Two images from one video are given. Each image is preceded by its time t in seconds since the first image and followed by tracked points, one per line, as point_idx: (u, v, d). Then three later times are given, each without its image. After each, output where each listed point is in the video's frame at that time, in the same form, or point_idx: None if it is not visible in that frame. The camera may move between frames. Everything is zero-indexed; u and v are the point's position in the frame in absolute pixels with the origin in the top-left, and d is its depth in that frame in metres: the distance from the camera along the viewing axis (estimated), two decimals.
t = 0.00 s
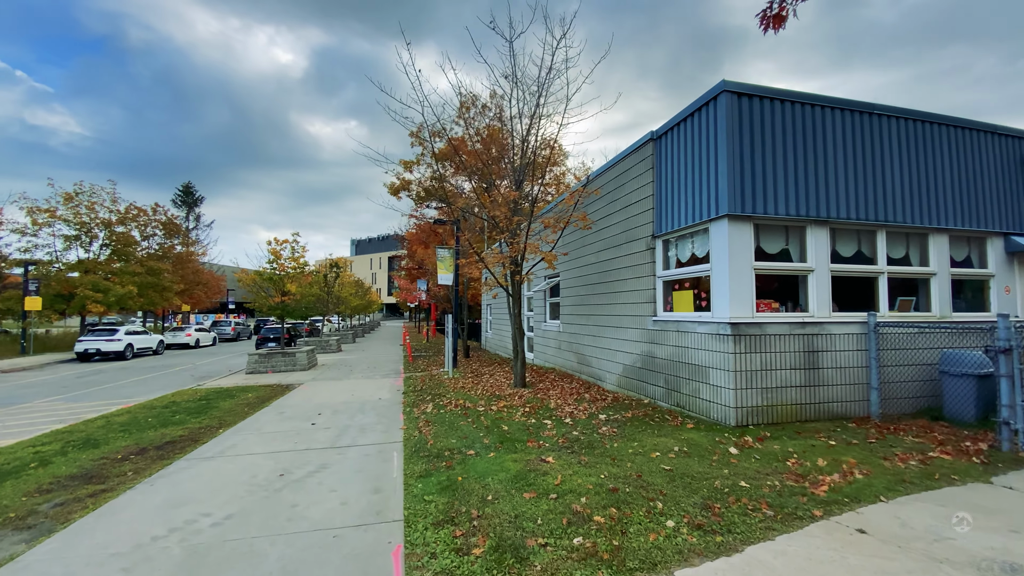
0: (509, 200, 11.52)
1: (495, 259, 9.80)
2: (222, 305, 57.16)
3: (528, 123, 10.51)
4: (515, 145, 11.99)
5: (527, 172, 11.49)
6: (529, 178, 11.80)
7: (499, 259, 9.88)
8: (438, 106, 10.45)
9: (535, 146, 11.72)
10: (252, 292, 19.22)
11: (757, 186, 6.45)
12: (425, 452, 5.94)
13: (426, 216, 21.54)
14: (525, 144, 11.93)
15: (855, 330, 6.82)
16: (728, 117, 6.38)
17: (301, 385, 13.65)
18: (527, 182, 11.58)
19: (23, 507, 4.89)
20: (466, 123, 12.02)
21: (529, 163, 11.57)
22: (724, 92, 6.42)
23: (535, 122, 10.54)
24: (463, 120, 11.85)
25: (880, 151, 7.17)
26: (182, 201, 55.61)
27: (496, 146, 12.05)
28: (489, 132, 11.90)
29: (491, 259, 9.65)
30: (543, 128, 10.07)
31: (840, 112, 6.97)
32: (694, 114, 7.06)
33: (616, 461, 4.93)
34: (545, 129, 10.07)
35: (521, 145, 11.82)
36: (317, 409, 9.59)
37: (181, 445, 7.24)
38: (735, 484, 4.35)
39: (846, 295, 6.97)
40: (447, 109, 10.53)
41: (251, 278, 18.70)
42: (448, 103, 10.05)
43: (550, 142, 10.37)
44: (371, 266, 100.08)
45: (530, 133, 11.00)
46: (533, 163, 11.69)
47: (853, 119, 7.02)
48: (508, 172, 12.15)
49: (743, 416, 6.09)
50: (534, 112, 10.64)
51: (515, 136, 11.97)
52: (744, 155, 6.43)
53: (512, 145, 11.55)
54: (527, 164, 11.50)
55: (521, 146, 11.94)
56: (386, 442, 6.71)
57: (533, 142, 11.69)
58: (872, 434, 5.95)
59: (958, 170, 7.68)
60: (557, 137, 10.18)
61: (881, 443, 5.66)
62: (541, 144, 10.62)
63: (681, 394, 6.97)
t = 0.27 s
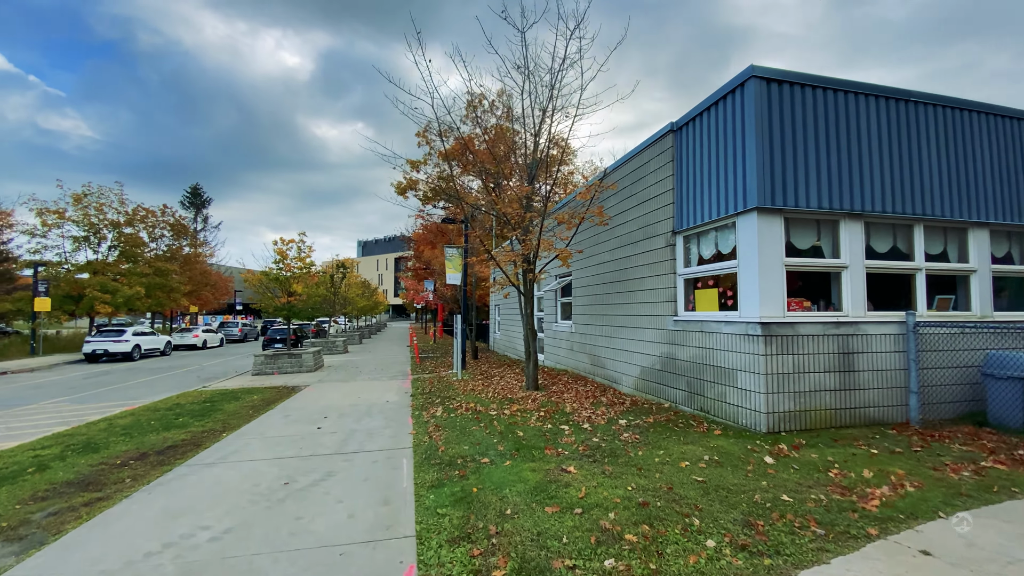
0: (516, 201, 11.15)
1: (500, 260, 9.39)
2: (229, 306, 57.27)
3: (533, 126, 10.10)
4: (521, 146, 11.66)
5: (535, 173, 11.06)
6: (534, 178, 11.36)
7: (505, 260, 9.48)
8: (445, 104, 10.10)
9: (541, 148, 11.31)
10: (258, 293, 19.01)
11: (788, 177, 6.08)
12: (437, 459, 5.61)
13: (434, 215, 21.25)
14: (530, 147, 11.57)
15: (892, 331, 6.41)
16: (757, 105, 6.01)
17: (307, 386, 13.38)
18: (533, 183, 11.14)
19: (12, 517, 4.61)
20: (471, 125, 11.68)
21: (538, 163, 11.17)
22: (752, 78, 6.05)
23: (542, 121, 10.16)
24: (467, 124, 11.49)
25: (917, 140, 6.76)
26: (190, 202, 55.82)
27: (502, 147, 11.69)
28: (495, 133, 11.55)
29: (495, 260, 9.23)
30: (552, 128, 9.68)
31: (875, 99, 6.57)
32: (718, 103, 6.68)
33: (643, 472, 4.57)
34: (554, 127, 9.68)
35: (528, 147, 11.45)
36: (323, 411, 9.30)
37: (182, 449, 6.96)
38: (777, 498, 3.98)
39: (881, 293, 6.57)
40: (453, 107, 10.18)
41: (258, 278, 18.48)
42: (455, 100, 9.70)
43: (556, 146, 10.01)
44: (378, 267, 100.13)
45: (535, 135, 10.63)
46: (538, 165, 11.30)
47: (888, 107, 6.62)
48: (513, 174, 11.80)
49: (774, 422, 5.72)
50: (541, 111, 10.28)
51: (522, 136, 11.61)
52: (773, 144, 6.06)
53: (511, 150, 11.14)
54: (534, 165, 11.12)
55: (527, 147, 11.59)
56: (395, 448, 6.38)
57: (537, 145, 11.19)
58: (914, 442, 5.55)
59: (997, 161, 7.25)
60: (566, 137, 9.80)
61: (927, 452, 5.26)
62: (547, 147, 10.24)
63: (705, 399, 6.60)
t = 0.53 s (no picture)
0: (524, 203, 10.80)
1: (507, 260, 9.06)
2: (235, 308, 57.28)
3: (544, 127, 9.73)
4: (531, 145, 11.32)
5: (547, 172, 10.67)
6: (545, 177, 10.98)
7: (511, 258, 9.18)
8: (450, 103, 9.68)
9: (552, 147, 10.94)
10: (262, 294, 18.77)
11: (820, 170, 5.71)
12: (447, 470, 5.28)
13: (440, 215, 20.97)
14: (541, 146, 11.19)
15: (929, 333, 6.02)
16: (786, 93, 5.65)
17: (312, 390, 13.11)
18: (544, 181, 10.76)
19: None
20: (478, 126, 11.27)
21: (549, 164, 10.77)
22: (781, 65, 5.68)
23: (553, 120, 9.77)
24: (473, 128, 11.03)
25: (953, 131, 6.37)
26: (196, 204, 55.92)
27: (509, 148, 11.31)
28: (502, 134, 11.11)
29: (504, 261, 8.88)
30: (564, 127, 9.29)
31: (909, 88, 6.19)
32: (742, 93, 6.31)
33: (671, 487, 4.22)
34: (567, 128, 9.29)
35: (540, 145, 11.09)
36: (328, 417, 9.00)
37: (180, 458, 6.67)
38: (822, 519, 3.63)
39: (917, 292, 6.18)
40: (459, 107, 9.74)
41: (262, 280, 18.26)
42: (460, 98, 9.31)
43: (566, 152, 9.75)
44: (383, 268, 100.15)
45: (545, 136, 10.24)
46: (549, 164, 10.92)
47: (923, 96, 6.24)
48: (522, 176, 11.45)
49: (808, 431, 5.36)
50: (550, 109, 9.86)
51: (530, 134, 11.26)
52: (803, 134, 5.69)
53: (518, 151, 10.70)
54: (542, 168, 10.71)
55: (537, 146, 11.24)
56: (402, 457, 6.06)
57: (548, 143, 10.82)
58: (960, 452, 5.16)
59: None
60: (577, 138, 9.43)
61: (975, 463, 4.87)
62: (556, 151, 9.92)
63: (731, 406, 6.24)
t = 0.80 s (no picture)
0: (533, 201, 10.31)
1: (515, 257, 8.70)
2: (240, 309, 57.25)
3: (553, 122, 9.16)
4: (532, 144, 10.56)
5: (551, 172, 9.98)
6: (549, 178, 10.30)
7: (519, 253, 8.83)
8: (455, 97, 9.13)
9: (554, 146, 10.18)
10: (265, 295, 18.49)
11: (854, 158, 5.32)
12: (455, 480, 4.93)
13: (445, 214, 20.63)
14: (543, 146, 10.47)
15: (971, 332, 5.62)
16: (818, 75, 5.26)
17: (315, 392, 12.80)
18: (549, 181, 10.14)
19: None
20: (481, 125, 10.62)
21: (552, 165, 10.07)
22: (813, 45, 5.30)
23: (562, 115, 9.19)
24: (475, 127, 10.34)
25: (993, 117, 5.97)
26: (201, 205, 55.93)
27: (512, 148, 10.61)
28: (504, 134, 10.43)
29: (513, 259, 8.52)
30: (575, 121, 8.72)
31: (947, 71, 5.79)
32: (769, 77, 5.92)
33: (703, 501, 3.86)
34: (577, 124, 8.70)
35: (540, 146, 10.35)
36: (331, 420, 8.67)
37: (175, 464, 6.36)
38: (877, 538, 3.26)
39: (957, 288, 5.78)
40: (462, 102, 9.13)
41: (265, 280, 17.97)
42: (465, 91, 8.73)
43: (572, 151, 9.11)
44: (388, 269, 100.05)
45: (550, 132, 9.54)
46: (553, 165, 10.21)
47: (961, 79, 5.84)
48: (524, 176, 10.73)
49: (844, 437, 4.97)
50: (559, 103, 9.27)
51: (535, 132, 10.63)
52: (837, 119, 5.31)
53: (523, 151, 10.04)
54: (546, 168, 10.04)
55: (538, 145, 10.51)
56: (408, 465, 5.71)
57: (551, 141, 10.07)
58: (1010, 460, 4.76)
59: None
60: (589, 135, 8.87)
61: None
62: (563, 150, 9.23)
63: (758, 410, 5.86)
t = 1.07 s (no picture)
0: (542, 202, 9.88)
1: (522, 257, 8.35)
2: (244, 312, 57.23)
3: (563, 119, 8.68)
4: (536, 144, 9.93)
5: (558, 171, 9.40)
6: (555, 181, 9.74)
7: (526, 252, 8.50)
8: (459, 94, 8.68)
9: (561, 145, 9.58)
10: (267, 297, 18.20)
11: (891, 148, 4.97)
12: (464, 495, 4.59)
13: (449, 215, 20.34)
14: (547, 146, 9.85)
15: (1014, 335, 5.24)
16: (852, 60, 4.92)
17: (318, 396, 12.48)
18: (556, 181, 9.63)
19: None
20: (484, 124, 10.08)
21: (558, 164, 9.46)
22: (846, 28, 4.95)
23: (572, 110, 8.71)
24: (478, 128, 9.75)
25: None
26: (204, 208, 55.91)
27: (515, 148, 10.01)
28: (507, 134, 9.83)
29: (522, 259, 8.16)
30: (586, 117, 8.24)
31: (985, 56, 5.43)
32: (796, 64, 5.57)
33: (739, 523, 3.50)
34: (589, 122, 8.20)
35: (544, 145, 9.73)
36: (333, 427, 8.35)
37: (169, 476, 6.05)
38: (942, 570, 2.89)
39: (998, 288, 5.40)
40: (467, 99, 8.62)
41: (267, 282, 17.68)
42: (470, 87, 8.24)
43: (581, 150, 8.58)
44: (391, 271, 99.91)
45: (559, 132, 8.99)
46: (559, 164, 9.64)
47: (1001, 65, 5.47)
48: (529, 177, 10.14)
49: (884, 449, 4.62)
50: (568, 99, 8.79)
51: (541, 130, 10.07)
52: (871, 107, 4.96)
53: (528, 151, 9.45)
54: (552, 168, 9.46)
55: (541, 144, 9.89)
56: (414, 478, 5.37)
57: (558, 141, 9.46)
58: None
59: None
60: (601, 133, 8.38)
61: None
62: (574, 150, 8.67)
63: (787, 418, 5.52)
